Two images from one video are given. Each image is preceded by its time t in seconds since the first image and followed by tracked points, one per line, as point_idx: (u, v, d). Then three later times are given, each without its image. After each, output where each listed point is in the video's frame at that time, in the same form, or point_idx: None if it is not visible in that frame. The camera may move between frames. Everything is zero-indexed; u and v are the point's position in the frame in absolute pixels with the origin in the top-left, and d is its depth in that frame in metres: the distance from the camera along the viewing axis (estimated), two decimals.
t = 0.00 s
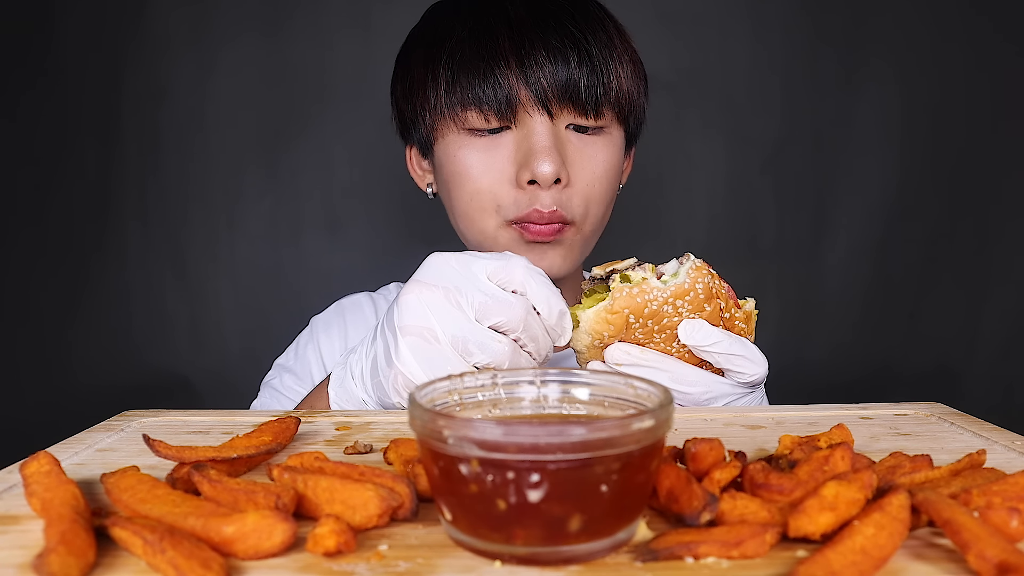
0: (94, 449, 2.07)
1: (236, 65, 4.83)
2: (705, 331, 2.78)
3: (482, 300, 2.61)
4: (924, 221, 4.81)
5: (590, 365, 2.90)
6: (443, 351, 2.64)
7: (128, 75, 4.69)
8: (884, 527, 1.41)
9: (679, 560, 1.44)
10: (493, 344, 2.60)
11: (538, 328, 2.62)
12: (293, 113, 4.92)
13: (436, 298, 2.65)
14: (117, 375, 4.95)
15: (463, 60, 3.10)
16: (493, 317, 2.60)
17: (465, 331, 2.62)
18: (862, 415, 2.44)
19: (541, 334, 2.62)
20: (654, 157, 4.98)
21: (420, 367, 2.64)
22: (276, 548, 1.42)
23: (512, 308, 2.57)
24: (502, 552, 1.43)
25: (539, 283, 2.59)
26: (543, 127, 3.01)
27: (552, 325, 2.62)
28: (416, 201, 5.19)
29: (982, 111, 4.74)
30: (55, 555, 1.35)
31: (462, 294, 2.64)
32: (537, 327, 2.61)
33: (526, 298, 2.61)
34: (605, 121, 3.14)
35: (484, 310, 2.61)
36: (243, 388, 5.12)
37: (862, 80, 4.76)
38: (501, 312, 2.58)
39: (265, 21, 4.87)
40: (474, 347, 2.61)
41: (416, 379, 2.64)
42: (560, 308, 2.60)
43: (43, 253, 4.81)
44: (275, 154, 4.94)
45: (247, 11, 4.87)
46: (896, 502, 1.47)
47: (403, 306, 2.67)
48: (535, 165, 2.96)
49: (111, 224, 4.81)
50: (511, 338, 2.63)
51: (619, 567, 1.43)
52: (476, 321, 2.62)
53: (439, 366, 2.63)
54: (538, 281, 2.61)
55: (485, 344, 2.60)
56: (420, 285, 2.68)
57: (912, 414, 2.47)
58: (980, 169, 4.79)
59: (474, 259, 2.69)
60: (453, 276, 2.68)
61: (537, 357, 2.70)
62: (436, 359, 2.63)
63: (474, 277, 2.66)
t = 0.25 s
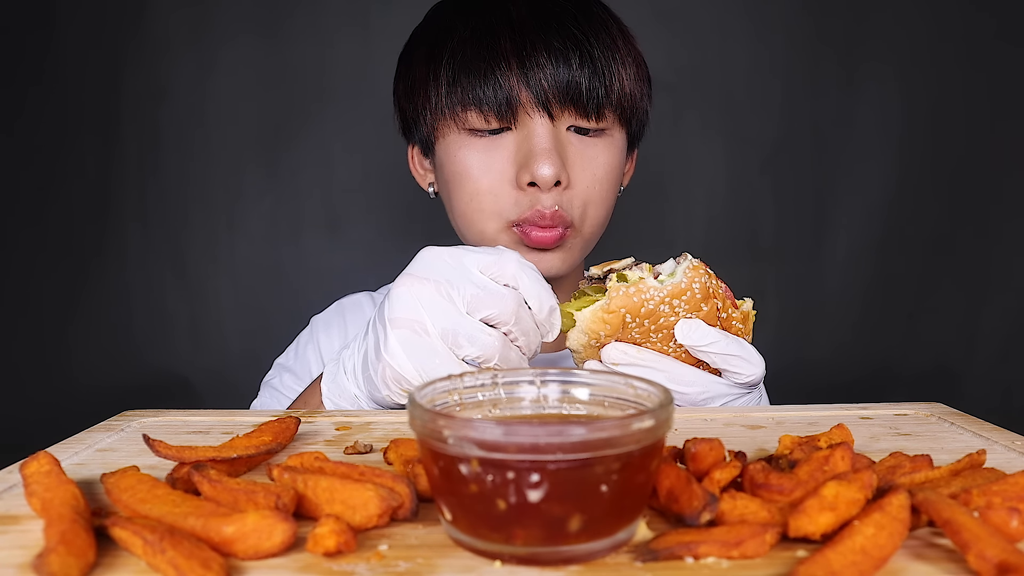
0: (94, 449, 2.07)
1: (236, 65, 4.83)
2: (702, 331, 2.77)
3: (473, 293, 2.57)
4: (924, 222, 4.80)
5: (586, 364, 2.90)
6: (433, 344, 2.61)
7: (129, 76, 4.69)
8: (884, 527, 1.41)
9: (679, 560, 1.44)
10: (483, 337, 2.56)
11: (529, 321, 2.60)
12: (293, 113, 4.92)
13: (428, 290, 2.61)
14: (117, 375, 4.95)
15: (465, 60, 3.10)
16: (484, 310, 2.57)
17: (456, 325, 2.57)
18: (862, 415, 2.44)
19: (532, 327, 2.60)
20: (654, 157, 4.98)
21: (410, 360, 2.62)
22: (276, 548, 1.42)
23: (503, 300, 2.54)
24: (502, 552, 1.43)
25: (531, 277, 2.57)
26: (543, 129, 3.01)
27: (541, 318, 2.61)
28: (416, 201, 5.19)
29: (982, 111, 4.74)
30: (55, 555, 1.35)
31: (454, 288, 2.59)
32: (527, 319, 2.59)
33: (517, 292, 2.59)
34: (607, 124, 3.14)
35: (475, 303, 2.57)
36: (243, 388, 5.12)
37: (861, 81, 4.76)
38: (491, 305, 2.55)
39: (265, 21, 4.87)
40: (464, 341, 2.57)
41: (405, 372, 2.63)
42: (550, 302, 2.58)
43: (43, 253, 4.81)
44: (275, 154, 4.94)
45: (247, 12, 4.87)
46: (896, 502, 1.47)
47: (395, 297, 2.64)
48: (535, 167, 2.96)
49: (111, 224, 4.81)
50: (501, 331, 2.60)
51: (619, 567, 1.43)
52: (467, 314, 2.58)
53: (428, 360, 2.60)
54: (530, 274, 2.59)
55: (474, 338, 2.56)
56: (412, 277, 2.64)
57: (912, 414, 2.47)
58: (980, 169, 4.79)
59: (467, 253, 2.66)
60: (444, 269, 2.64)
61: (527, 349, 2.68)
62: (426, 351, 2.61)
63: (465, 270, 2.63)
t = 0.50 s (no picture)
0: (94, 449, 2.07)
1: (236, 66, 4.83)
2: (711, 328, 2.78)
3: (452, 272, 2.41)
4: (924, 222, 4.80)
5: (592, 357, 2.89)
6: (409, 323, 2.44)
7: (129, 76, 4.69)
8: (884, 527, 1.41)
9: (679, 560, 1.44)
10: (460, 317, 2.38)
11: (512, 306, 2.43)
12: (293, 114, 4.92)
13: (404, 271, 2.44)
14: (117, 376, 4.95)
15: (465, 57, 3.10)
16: (466, 290, 2.40)
17: (432, 304, 2.40)
18: (862, 415, 2.44)
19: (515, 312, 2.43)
20: (653, 157, 4.99)
21: (386, 340, 2.47)
22: (276, 548, 1.42)
23: (482, 278, 2.39)
24: (502, 552, 1.43)
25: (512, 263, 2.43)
26: (542, 127, 3.01)
27: (523, 303, 2.45)
28: (417, 202, 5.19)
29: (982, 112, 4.74)
30: (55, 555, 1.35)
31: (432, 267, 2.43)
32: (508, 301, 2.42)
33: (498, 273, 2.43)
34: (606, 124, 3.14)
35: (453, 281, 2.41)
36: (243, 388, 5.13)
37: (861, 81, 4.76)
38: (470, 283, 2.39)
39: (265, 21, 4.88)
40: (439, 321, 2.39)
41: (382, 351, 2.49)
42: (532, 283, 2.42)
43: (43, 253, 4.81)
44: (275, 154, 4.94)
45: (247, 11, 4.87)
46: (896, 502, 1.47)
47: (372, 277, 2.47)
48: (532, 165, 2.95)
49: (111, 224, 4.81)
50: (482, 314, 2.43)
51: (619, 567, 1.43)
52: (444, 293, 2.42)
53: (405, 340, 2.44)
54: (510, 253, 2.45)
55: (451, 317, 2.39)
56: (388, 259, 2.46)
57: (912, 414, 2.47)
58: (980, 168, 4.79)
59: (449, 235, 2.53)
60: (425, 251, 2.50)
61: (511, 337, 2.49)
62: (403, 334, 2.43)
63: (448, 252, 2.48)
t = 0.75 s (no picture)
0: (94, 449, 2.07)
1: (236, 65, 4.83)
2: (708, 325, 2.80)
3: (430, 231, 2.10)
4: (924, 221, 4.80)
5: (590, 354, 2.96)
6: (379, 277, 2.09)
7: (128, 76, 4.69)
8: (884, 527, 1.41)
9: (679, 560, 1.44)
10: (429, 274, 2.00)
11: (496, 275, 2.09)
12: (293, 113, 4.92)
13: (384, 228, 2.14)
14: (118, 376, 4.95)
15: (467, 51, 3.10)
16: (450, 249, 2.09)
17: (404, 259, 2.06)
18: (862, 415, 2.44)
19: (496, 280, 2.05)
20: (653, 157, 5.00)
21: (353, 297, 2.14)
22: (276, 548, 1.42)
23: (460, 239, 2.06)
24: (502, 552, 1.43)
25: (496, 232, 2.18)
26: (542, 122, 3.02)
27: (502, 278, 2.12)
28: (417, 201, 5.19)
29: (982, 111, 4.74)
30: (55, 555, 1.35)
31: (412, 228, 2.12)
32: (487, 270, 2.03)
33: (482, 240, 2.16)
34: (607, 120, 3.14)
35: (430, 239, 2.08)
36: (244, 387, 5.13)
37: (861, 81, 4.76)
38: (447, 242, 2.06)
39: (264, 21, 4.87)
40: (405, 276, 2.02)
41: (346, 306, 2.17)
42: (513, 256, 2.13)
43: (43, 253, 4.81)
44: (275, 154, 4.94)
45: (247, 11, 4.87)
46: (896, 502, 1.47)
47: (353, 233, 2.19)
48: (532, 159, 2.96)
49: (111, 224, 4.81)
50: (456, 280, 2.04)
51: (619, 567, 1.43)
52: (420, 252, 2.08)
53: (371, 295, 2.08)
54: (496, 227, 2.19)
55: (419, 274, 2.01)
56: (372, 218, 2.19)
57: (912, 414, 2.47)
58: (980, 168, 4.79)
59: (443, 209, 2.28)
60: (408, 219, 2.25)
61: (485, 318, 2.02)
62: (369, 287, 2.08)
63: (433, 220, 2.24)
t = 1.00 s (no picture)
0: (94, 449, 2.07)
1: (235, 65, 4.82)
2: (714, 323, 2.81)
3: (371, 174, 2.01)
4: (923, 221, 4.80)
5: (597, 354, 2.97)
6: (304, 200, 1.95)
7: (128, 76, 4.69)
8: (884, 527, 1.41)
9: (679, 560, 1.44)
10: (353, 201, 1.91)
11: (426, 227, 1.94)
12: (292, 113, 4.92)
13: (335, 171, 2.06)
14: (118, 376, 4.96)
15: (466, 47, 3.13)
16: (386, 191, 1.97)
17: (336, 188, 1.96)
18: (862, 415, 2.44)
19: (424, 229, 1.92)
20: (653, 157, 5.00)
21: (269, 222, 1.98)
22: (276, 548, 1.42)
23: (399, 180, 1.96)
24: (502, 552, 1.43)
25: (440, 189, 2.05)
26: (540, 115, 3.01)
27: (431, 234, 1.93)
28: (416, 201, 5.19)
29: (982, 111, 4.74)
30: (55, 555, 1.35)
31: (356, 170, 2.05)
32: (414, 214, 1.91)
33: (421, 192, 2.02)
34: (606, 115, 3.13)
35: (369, 179, 1.98)
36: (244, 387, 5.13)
37: (861, 81, 4.76)
38: (385, 180, 1.96)
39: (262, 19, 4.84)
40: (326, 196, 1.92)
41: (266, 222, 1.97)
42: (448, 217, 1.95)
43: (43, 253, 4.81)
44: (275, 154, 4.94)
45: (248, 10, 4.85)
46: (896, 502, 1.47)
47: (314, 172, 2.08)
48: (528, 152, 2.93)
49: (111, 224, 4.81)
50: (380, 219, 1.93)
51: (619, 567, 1.43)
52: (355, 189, 1.98)
53: (290, 210, 1.93)
54: (442, 186, 2.06)
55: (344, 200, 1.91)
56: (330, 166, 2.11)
57: (912, 414, 2.47)
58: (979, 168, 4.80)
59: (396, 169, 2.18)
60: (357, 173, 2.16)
61: (400, 268, 1.90)
62: (291, 206, 1.94)
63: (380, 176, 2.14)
